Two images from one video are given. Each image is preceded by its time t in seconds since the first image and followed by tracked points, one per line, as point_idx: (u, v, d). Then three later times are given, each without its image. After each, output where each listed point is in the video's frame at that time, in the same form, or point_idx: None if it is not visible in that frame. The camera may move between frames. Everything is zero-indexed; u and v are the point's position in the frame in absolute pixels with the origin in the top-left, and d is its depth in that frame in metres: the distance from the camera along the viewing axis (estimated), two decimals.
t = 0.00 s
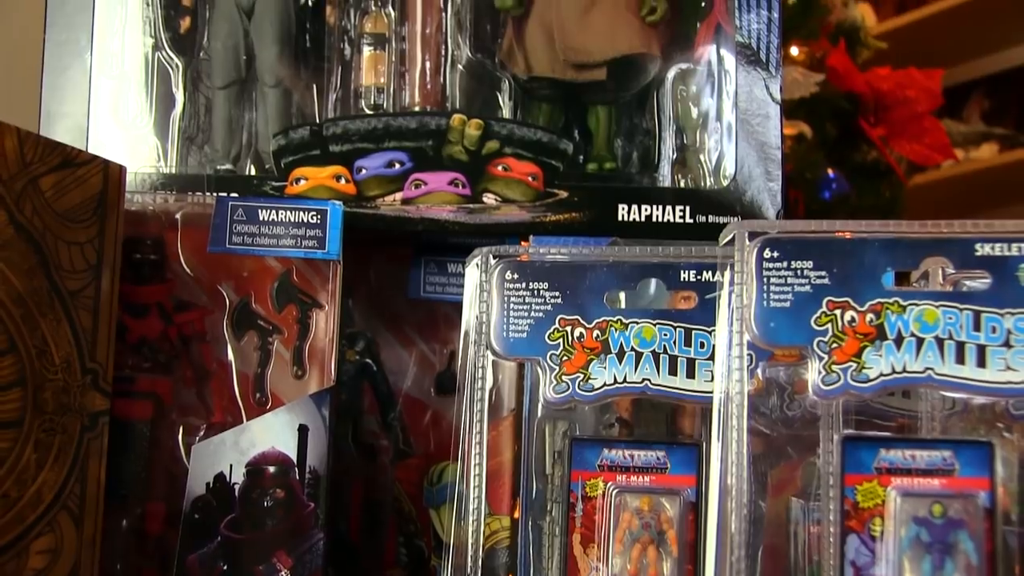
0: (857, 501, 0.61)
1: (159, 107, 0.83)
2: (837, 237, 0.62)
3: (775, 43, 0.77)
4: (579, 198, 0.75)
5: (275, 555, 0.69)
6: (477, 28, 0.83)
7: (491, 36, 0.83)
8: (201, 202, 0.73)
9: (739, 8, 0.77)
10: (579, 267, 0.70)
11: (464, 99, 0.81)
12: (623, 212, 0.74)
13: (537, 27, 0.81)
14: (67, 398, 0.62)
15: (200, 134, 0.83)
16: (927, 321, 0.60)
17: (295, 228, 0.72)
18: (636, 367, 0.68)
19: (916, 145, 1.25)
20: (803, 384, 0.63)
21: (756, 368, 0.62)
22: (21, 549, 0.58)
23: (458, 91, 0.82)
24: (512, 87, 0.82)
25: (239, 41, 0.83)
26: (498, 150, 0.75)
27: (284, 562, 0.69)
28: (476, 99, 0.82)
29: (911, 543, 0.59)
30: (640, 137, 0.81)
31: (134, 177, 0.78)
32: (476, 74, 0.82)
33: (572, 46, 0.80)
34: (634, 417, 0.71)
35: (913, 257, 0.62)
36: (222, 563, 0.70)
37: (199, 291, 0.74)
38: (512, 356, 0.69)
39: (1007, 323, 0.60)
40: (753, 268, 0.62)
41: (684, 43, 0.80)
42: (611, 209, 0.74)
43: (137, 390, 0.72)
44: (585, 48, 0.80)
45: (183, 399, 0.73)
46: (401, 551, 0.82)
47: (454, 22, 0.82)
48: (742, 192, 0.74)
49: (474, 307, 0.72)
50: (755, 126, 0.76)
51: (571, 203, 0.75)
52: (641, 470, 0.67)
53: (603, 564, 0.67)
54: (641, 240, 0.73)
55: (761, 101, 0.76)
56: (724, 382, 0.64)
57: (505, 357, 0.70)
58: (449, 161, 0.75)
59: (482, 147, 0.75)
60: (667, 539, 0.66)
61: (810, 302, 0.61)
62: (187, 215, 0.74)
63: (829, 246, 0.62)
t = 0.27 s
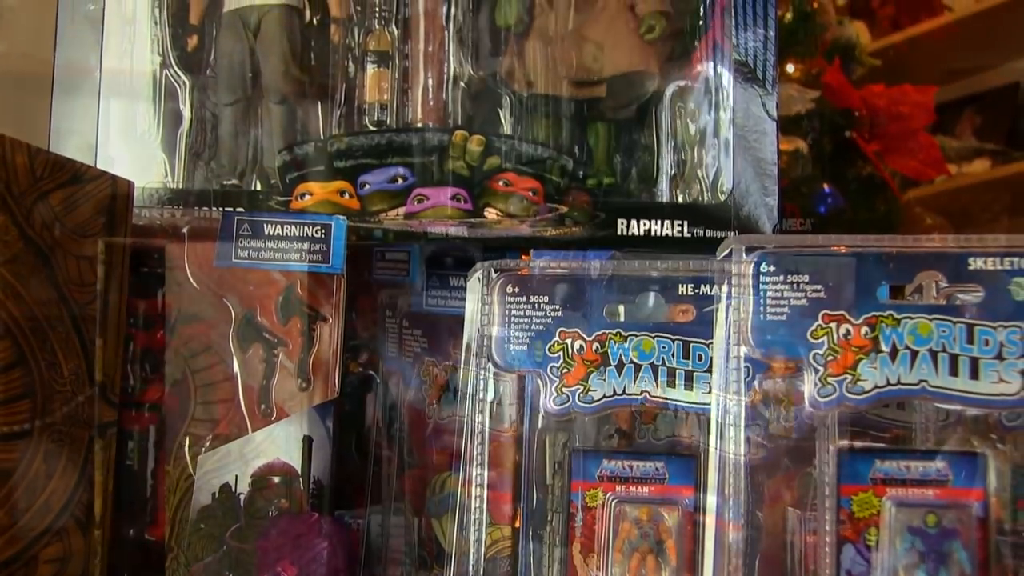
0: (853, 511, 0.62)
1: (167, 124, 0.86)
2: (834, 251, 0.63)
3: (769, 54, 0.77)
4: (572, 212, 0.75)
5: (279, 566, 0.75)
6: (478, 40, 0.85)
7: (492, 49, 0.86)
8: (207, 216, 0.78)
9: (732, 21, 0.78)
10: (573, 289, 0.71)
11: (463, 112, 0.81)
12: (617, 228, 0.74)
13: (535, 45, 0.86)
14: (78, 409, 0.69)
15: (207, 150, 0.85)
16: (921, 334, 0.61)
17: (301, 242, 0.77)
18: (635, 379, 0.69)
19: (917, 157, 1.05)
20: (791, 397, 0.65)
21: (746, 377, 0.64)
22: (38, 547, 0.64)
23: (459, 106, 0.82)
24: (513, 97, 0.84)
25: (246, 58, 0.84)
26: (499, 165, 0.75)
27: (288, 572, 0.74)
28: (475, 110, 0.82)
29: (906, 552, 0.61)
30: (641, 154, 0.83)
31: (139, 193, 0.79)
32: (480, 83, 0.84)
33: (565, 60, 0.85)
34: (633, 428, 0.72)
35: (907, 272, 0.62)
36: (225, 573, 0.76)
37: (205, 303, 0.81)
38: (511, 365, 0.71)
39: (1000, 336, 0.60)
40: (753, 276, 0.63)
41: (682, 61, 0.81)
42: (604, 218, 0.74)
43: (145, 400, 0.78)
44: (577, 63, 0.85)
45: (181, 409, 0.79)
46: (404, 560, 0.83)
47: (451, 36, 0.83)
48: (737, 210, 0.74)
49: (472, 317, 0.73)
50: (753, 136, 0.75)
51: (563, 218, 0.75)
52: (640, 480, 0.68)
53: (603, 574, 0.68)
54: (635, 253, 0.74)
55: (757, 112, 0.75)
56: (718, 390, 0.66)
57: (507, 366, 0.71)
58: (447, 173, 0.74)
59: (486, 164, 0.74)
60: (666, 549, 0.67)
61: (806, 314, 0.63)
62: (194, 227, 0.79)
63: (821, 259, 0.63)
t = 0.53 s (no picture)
0: (847, 519, 0.63)
1: (173, 138, 0.90)
2: (827, 261, 0.65)
3: (753, 67, 0.73)
4: (588, 229, 0.78)
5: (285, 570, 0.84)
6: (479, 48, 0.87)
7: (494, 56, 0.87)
8: (214, 228, 0.87)
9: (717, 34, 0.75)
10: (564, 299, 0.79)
11: (470, 124, 0.85)
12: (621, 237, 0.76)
13: (534, 50, 0.86)
14: (81, 428, 0.88)
15: (212, 164, 0.88)
16: (914, 345, 0.63)
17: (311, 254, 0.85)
18: (635, 390, 0.73)
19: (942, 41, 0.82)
20: (815, 408, 0.65)
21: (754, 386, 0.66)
22: (39, 561, 0.84)
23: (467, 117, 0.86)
24: (518, 103, 0.86)
25: (252, 70, 0.88)
26: (500, 180, 0.81)
27: None
28: (478, 121, 0.85)
29: (901, 561, 0.61)
30: (641, 167, 0.82)
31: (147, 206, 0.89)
32: (480, 89, 0.86)
33: (565, 68, 0.87)
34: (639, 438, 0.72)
35: (902, 285, 0.65)
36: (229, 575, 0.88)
37: (215, 315, 0.90)
38: (513, 375, 0.78)
39: (992, 346, 0.61)
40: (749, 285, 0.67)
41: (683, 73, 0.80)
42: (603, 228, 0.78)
43: (127, 414, 0.91)
44: (575, 73, 0.86)
45: (179, 420, 0.90)
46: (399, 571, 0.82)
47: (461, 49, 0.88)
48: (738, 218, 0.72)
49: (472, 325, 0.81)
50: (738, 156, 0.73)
51: (588, 232, 0.78)
52: (639, 489, 0.70)
53: None
54: (640, 263, 0.76)
55: (739, 133, 0.73)
56: (731, 403, 0.67)
57: (506, 369, 0.79)
58: (441, 182, 0.82)
59: (487, 179, 0.81)
60: (664, 557, 0.68)
61: (801, 326, 0.65)
62: (199, 240, 0.88)
63: (819, 270, 0.65)
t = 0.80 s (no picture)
0: (842, 529, 0.51)
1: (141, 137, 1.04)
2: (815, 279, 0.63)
3: (753, 92, 0.67)
4: (591, 241, 0.79)
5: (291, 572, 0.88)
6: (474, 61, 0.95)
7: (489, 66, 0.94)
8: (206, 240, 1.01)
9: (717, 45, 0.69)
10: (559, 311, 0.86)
11: (466, 141, 0.96)
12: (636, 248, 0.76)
13: (530, 61, 0.92)
14: (64, 444, 1.00)
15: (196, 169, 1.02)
16: (910, 357, 0.68)
17: (319, 276, 0.97)
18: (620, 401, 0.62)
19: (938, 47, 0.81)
20: (840, 420, 0.50)
21: (777, 396, 0.53)
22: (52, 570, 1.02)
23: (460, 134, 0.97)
24: (513, 111, 0.93)
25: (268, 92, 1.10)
26: (494, 195, 0.88)
27: None
28: (477, 137, 0.94)
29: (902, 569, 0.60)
30: (639, 173, 0.81)
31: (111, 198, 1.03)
32: (473, 104, 0.95)
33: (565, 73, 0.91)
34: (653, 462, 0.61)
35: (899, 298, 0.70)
36: None
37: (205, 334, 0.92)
38: (531, 392, 0.63)
39: (985, 358, 0.67)
40: (762, 294, 0.66)
41: (688, 84, 0.75)
42: (611, 241, 0.77)
43: (113, 429, 1.00)
44: (576, 80, 0.90)
45: (162, 445, 0.92)
46: None
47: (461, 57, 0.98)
48: (743, 236, 0.68)
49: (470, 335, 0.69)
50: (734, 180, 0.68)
51: (595, 243, 0.78)
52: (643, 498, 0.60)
53: None
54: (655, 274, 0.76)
55: (739, 158, 0.68)
56: (753, 414, 0.53)
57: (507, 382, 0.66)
58: (434, 195, 0.97)
59: (484, 192, 0.89)
60: (670, 563, 0.59)
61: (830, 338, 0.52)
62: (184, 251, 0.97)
63: (831, 281, 0.63)
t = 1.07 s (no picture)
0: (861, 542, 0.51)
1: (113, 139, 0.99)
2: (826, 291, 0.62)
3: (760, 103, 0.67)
4: (593, 252, 0.80)
5: None
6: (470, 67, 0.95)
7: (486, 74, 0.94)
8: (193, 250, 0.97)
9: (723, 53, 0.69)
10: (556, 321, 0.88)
11: (462, 154, 0.95)
12: (640, 259, 0.76)
13: (528, 69, 0.92)
14: (47, 461, 0.98)
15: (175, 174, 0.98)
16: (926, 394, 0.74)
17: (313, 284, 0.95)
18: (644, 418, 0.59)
19: (945, 54, 0.97)
20: (865, 434, 0.49)
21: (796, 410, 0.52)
22: None
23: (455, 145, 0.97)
24: (510, 121, 0.93)
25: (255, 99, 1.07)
26: (490, 207, 0.89)
27: None
28: (474, 146, 0.93)
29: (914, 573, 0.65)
30: (642, 183, 0.82)
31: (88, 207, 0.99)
32: (468, 114, 0.95)
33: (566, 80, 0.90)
34: (670, 479, 0.58)
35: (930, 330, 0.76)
36: None
37: (195, 347, 0.89)
38: (549, 407, 0.59)
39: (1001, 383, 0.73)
40: (770, 304, 0.63)
41: (694, 93, 0.74)
42: (614, 252, 0.78)
43: (97, 446, 0.97)
44: (574, 89, 0.90)
45: (152, 460, 0.90)
46: None
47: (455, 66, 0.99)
48: (751, 248, 0.68)
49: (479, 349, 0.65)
50: (743, 193, 0.68)
51: (596, 254, 0.80)
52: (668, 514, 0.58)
53: None
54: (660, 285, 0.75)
55: (748, 168, 0.67)
56: (773, 427, 0.52)
57: (519, 398, 0.62)
58: (428, 206, 1.02)
59: (480, 203, 0.91)
60: None
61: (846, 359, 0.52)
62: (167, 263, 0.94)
63: (842, 293, 0.63)
